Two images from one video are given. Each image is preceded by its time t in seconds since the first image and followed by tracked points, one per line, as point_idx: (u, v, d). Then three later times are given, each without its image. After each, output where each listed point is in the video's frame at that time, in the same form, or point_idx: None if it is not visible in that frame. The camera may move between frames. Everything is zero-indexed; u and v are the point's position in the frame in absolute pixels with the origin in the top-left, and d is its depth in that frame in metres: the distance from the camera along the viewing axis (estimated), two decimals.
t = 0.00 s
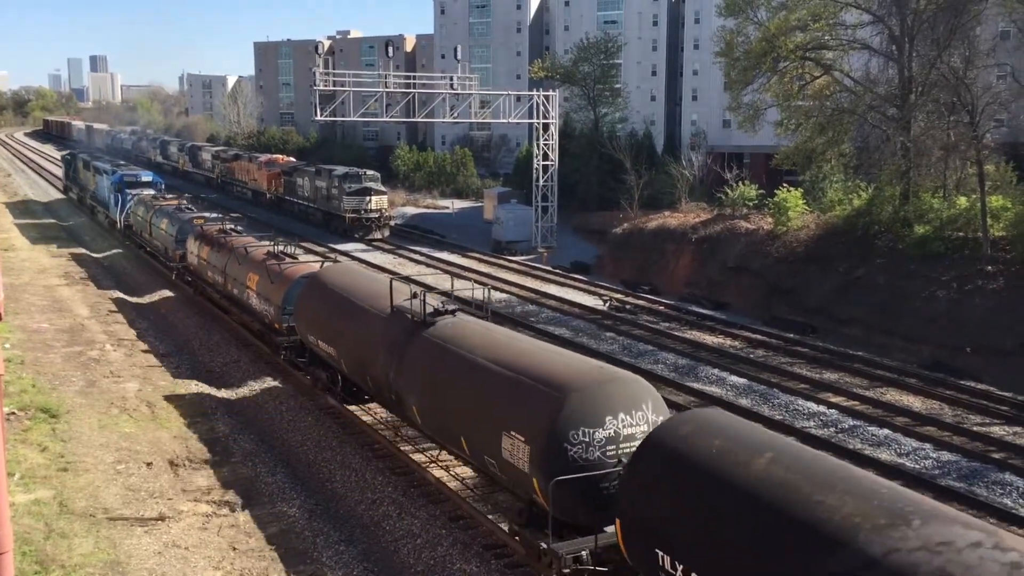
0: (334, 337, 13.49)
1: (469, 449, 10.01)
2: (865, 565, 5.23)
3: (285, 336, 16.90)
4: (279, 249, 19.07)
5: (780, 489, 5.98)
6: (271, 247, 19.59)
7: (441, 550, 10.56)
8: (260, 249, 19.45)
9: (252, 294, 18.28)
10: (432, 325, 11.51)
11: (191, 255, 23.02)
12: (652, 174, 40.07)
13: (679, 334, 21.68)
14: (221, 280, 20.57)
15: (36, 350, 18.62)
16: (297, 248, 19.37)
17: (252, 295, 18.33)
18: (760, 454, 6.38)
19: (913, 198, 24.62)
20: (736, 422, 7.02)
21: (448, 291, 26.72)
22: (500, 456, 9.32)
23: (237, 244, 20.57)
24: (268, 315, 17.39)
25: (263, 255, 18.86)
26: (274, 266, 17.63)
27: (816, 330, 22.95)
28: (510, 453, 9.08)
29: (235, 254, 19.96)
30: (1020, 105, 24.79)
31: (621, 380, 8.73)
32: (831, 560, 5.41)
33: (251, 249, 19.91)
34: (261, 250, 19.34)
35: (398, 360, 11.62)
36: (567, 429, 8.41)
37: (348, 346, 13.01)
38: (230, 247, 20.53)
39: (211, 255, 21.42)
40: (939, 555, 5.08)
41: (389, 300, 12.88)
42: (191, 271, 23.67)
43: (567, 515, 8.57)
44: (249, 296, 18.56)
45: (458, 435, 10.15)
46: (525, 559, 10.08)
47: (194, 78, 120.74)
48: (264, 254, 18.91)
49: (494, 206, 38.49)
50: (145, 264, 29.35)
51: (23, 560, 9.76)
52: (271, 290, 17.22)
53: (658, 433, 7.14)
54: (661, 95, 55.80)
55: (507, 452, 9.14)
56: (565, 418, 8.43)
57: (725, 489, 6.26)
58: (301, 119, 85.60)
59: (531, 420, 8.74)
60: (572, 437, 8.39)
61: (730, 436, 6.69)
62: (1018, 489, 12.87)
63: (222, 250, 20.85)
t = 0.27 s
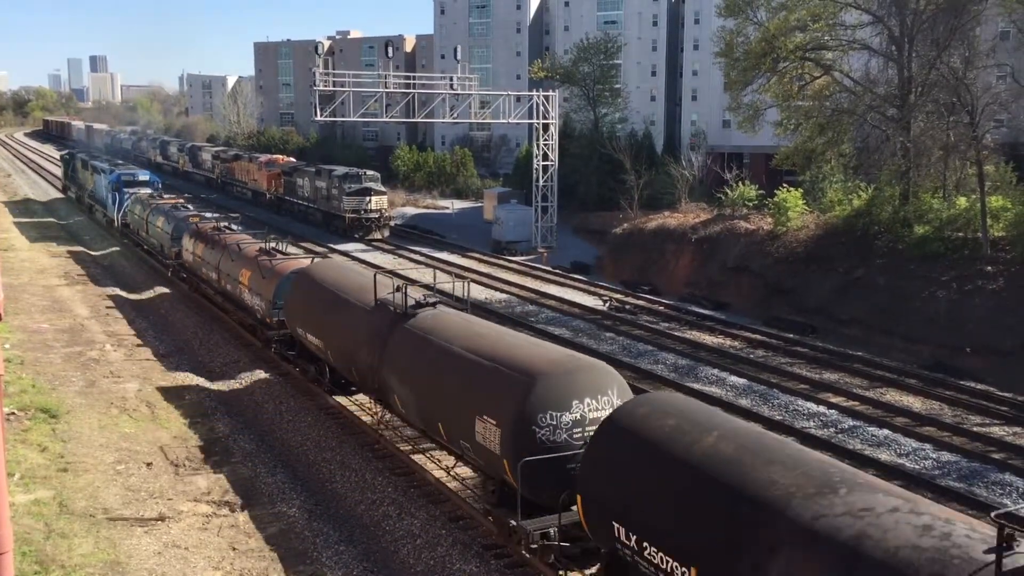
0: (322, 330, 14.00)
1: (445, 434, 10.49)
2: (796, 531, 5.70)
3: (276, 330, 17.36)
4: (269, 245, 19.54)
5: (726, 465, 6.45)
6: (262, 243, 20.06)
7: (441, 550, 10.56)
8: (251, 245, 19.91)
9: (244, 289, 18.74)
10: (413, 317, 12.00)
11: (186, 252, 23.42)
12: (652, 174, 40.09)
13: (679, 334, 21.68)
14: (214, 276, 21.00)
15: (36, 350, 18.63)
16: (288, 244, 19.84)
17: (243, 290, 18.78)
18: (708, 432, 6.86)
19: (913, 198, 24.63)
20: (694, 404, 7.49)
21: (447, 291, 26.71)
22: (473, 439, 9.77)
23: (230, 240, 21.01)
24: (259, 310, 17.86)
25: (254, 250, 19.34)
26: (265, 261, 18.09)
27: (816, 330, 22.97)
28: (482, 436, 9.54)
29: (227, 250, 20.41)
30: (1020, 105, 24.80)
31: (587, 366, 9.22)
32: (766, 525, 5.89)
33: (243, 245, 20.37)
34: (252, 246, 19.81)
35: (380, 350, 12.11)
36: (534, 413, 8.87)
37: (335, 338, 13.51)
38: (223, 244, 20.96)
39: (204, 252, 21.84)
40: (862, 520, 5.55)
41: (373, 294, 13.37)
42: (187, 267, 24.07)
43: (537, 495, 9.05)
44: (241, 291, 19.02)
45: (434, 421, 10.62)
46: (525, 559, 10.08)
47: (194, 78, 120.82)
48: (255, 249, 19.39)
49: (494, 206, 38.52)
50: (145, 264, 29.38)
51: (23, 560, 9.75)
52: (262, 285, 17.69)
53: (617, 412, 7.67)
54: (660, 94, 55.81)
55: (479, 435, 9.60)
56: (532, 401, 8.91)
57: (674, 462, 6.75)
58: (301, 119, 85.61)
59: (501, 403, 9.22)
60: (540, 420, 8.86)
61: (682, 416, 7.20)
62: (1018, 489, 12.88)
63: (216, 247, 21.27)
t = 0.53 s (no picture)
0: (310, 322, 14.44)
1: (425, 419, 10.98)
2: (737, 501, 6.26)
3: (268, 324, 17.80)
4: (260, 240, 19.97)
5: (678, 441, 7.00)
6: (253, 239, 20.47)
7: (441, 550, 10.53)
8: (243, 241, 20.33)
9: (237, 285, 19.15)
10: (395, 309, 12.48)
11: (181, 249, 23.68)
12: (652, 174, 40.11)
13: (679, 334, 21.67)
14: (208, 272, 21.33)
15: (36, 350, 18.63)
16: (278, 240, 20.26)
17: (236, 285, 19.19)
18: (662, 413, 7.39)
19: (913, 198, 24.63)
20: (655, 388, 8.01)
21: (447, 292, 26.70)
22: (450, 423, 10.32)
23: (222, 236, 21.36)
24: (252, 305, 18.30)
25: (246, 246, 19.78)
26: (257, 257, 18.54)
27: (816, 330, 22.96)
28: (459, 420, 10.09)
29: (220, 246, 20.79)
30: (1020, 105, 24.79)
31: (556, 354, 9.80)
32: (710, 494, 6.48)
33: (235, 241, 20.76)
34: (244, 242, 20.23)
35: (363, 340, 12.63)
36: (507, 398, 9.47)
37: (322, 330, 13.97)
38: (215, 240, 21.31)
39: (199, 249, 22.13)
40: (794, 488, 6.11)
41: (357, 288, 13.82)
42: (183, 264, 24.20)
43: (510, 475, 9.79)
44: (233, 286, 19.44)
45: (415, 407, 11.11)
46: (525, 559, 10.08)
47: (194, 78, 120.83)
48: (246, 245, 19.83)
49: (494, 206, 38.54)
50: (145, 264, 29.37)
51: (23, 560, 9.75)
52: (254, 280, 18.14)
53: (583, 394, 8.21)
54: (660, 94, 55.82)
55: (456, 420, 10.16)
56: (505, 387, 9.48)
57: (631, 439, 7.30)
58: (301, 119, 85.57)
59: (476, 390, 9.78)
60: (512, 405, 9.47)
61: (640, 397, 7.74)
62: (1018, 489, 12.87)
63: (209, 244, 21.58)
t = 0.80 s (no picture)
0: (297, 314, 14.58)
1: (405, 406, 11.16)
2: (684, 473, 6.53)
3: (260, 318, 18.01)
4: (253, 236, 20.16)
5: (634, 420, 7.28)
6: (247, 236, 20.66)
7: (441, 550, 10.52)
8: (235, 237, 20.54)
9: (229, 280, 19.34)
10: (379, 300, 12.64)
11: (177, 246, 23.85)
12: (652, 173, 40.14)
13: (679, 334, 21.66)
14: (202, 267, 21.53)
15: (36, 350, 18.61)
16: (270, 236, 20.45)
17: (229, 280, 19.38)
18: (622, 394, 7.68)
19: (913, 198, 24.63)
20: (618, 371, 8.32)
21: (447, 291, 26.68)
22: (427, 409, 10.51)
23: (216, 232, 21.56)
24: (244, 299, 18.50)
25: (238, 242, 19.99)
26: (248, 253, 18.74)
27: (816, 330, 22.96)
28: (436, 406, 10.28)
29: (213, 242, 21.00)
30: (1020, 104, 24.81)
31: (530, 343, 10.04)
32: (660, 468, 6.76)
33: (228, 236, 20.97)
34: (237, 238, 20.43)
35: (347, 331, 12.78)
36: (480, 384, 9.67)
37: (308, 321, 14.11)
38: (209, 236, 21.50)
39: (193, 245, 22.31)
40: (737, 461, 6.39)
41: (342, 281, 13.95)
42: (180, 262, 24.31)
43: (483, 458, 9.89)
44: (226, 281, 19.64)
45: (396, 395, 11.29)
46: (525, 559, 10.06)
47: (194, 78, 120.87)
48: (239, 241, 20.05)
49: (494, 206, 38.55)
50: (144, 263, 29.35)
51: (24, 560, 9.74)
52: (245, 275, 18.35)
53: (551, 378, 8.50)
54: (660, 94, 55.85)
55: (432, 405, 10.35)
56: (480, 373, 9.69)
57: (591, 418, 7.59)
58: (301, 118, 85.58)
59: (452, 376, 9.98)
60: (485, 390, 9.67)
61: (604, 381, 8.02)
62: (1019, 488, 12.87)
63: (202, 240, 21.79)
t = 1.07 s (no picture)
0: (286, 307, 14.62)
1: (389, 395, 11.20)
2: (639, 449, 7.01)
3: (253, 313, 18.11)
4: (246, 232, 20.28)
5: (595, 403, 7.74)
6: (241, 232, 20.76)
7: (440, 549, 10.52)
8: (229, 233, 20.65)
9: (223, 275, 19.44)
10: (365, 293, 12.68)
11: (172, 243, 23.93)
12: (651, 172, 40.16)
13: (679, 333, 21.67)
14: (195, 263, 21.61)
15: (35, 350, 18.60)
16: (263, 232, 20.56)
17: (222, 276, 19.48)
18: (586, 378, 8.14)
19: (912, 197, 24.64)
20: (581, 357, 8.78)
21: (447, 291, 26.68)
22: (406, 394, 10.61)
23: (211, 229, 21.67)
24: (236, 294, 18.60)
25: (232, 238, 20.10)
26: (241, 249, 18.86)
27: (815, 329, 22.98)
28: (415, 393, 10.38)
29: (207, 238, 21.11)
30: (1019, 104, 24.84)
31: (508, 334, 10.19)
32: (617, 445, 7.22)
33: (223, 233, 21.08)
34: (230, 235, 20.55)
35: (333, 323, 12.79)
36: (458, 370, 9.78)
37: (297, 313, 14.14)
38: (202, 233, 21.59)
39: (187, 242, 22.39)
40: (687, 438, 6.87)
41: (330, 274, 13.98)
42: (177, 260, 24.35)
43: (457, 441, 9.94)
44: (219, 276, 19.73)
45: (380, 384, 11.32)
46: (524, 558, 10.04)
47: (193, 77, 120.87)
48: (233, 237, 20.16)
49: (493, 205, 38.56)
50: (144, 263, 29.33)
51: (24, 560, 9.75)
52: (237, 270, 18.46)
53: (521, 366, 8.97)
54: (660, 93, 55.87)
55: (411, 392, 10.45)
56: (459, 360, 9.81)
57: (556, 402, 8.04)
58: (300, 118, 85.56)
59: (431, 363, 10.11)
60: (462, 376, 9.77)
61: (568, 366, 8.49)
62: (1017, 487, 12.89)
63: (196, 237, 21.87)
